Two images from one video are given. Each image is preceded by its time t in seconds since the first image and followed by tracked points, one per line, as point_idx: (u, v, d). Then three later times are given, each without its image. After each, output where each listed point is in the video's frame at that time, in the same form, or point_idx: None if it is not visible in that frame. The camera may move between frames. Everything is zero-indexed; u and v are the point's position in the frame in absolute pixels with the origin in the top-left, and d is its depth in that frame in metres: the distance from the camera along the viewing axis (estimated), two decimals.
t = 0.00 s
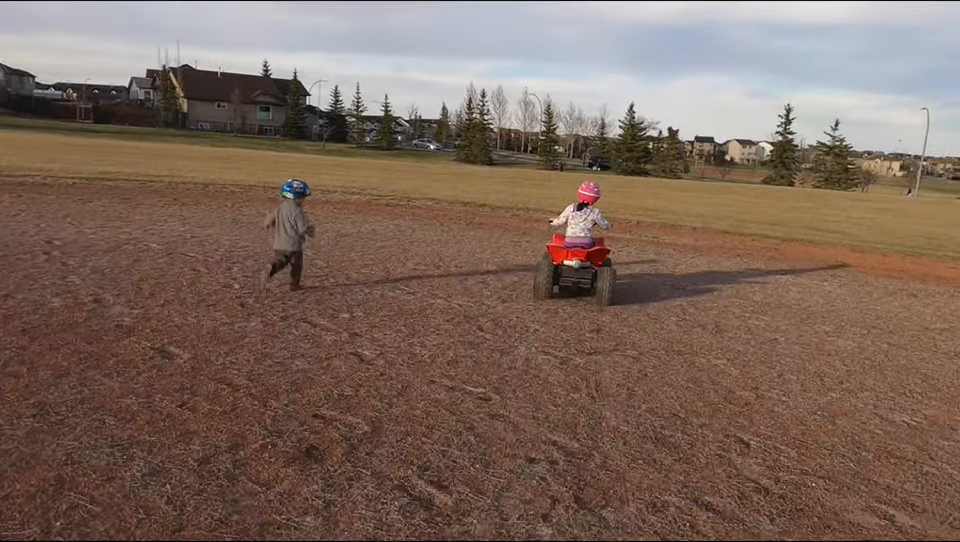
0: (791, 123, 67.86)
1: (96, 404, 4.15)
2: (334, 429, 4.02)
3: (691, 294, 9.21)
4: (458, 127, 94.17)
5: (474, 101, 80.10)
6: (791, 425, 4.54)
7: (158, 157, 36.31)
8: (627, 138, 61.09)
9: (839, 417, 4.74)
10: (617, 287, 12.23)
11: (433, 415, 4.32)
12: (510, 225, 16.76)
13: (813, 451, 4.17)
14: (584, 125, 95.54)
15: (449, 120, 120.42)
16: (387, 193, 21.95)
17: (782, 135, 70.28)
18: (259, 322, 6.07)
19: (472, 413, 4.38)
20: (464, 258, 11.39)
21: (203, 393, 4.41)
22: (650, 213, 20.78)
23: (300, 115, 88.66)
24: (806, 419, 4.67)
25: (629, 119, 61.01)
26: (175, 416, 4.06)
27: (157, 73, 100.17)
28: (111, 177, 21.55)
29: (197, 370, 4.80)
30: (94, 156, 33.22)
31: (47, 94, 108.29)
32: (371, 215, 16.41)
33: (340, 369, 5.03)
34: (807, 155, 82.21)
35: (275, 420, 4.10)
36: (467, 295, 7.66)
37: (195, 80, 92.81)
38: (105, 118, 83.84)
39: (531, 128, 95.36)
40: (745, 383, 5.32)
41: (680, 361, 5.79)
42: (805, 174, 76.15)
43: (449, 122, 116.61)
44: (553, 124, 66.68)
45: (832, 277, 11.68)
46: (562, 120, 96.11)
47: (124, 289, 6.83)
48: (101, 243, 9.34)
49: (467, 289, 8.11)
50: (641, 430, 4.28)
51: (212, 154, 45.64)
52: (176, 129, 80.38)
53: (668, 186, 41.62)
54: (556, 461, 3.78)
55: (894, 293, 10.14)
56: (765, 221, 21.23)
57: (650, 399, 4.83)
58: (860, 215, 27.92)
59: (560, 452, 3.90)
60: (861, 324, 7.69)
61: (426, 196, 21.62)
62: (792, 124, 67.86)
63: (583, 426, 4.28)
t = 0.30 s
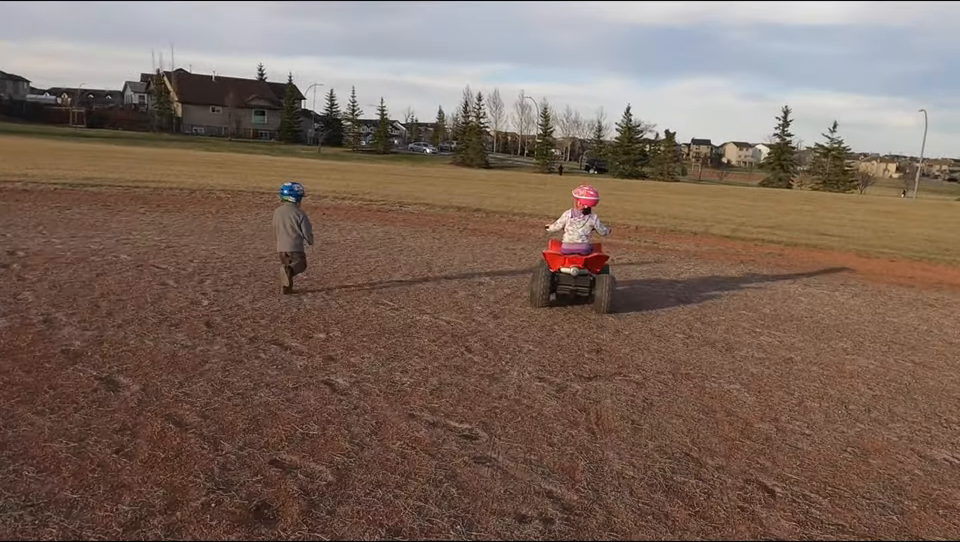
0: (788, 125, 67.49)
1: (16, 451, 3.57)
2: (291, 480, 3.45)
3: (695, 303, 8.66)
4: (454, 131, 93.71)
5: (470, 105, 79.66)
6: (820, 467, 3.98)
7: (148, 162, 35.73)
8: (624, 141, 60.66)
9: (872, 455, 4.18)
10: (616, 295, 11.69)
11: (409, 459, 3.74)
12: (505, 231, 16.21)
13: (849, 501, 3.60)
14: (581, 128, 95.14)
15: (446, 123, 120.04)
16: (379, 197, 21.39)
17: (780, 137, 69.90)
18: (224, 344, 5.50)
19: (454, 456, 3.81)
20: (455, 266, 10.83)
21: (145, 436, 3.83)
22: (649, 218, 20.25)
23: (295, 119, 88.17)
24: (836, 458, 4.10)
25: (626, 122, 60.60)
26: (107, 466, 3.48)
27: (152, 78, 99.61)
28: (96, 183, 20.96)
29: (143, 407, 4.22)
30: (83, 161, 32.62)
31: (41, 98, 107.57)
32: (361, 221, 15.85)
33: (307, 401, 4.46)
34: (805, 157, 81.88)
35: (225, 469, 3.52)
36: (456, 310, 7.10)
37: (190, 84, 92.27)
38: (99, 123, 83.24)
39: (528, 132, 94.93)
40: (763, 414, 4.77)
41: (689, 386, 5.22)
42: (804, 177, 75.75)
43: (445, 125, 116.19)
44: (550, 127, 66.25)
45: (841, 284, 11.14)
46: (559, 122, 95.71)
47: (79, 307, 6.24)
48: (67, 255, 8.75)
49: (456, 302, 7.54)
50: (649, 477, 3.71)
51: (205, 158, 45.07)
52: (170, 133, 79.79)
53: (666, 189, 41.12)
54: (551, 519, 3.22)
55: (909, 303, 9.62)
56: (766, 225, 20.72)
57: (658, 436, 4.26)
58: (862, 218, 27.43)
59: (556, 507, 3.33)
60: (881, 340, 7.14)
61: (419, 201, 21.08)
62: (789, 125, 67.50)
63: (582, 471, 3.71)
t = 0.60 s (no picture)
0: (790, 127, 67.01)
1: None
2: None
3: (704, 314, 8.11)
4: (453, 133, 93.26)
5: (469, 107, 79.23)
6: (859, 521, 3.44)
7: (142, 166, 35.26)
8: (624, 143, 60.20)
9: (917, 505, 3.65)
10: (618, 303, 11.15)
11: (382, 517, 3.21)
12: (503, 237, 15.71)
13: None
14: (580, 130, 94.67)
15: (445, 125, 119.61)
16: (375, 202, 20.90)
17: (781, 139, 69.41)
18: (187, 370, 4.97)
19: (435, 512, 3.27)
20: (450, 273, 10.29)
21: (76, 489, 3.31)
22: (651, 222, 19.73)
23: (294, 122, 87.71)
24: (876, 509, 3.57)
25: (626, 124, 60.14)
26: (22, 531, 2.95)
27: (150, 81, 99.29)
28: (84, 188, 20.48)
29: (81, 450, 3.69)
30: (75, 165, 32.15)
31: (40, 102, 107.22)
32: (354, 227, 15.32)
33: (270, 441, 3.93)
34: (806, 159, 81.39)
35: (162, 533, 2.99)
36: (446, 327, 6.55)
37: (188, 87, 91.90)
38: (97, 127, 82.82)
39: (528, 134, 94.48)
40: (787, 451, 4.23)
41: (702, 417, 4.69)
42: (805, 179, 75.24)
43: (444, 128, 115.77)
44: (549, 129, 65.79)
45: (855, 293, 10.59)
46: (558, 125, 95.26)
47: (34, 327, 5.72)
48: (35, 266, 8.24)
49: (447, 316, 7.02)
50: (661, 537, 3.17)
51: (201, 162, 44.64)
52: (167, 136, 79.37)
53: (667, 191, 40.59)
54: None
55: (928, 314, 9.09)
56: (772, 229, 20.17)
57: (670, 481, 3.73)
58: (868, 220, 26.87)
59: None
60: (906, 358, 6.61)
61: (415, 205, 20.55)
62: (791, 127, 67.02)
63: (583, 531, 3.18)
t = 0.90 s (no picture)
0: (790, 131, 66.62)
1: None
2: None
3: (715, 326, 7.54)
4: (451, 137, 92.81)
5: (467, 112, 78.82)
6: None
7: (135, 170, 34.68)
8: (623, 147, 59.77)
9: None
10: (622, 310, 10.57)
11: None
12: (501, 243, 15.14)
13: None
14: (579, 135, 94.24)
15: (443, 130, 119.24)
16: (369, 207, 20.34)
17: (781, 143, 69.01)
18: (141, 397, 4.40)
19: None
20: (443, 281, 9.71)
21: None
22: (654, 227, 19.18)
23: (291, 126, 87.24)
24: None
25: (625, 128, 59.71)
26: None
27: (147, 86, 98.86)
28: (70, 193, 19.91)
29: None
30: (67, 170, 31.58)
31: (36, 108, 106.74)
32: (346, 234, 14.74)
33: (224, 487, 3.36)
34: (806, 163, 81.01)
35: None
36: (437, 344, 5.97)
37: (185, 91, 91.43)
38: (93, 132, 82.31)
39: (526, 138, 94.08)
40: (826, 496, 3.66)
41: (725, 452, 4.12)
42: (805, 183, 74.83)
43: (442, 132, 115.37)
44: (548, 133, 65.34)
45: (871, 302, 10.02)
46: (557, 129, 94.84)
47: None
48: None
49: (438, 331, 6.45)
50: None
51: (195, 166, 44.12)
52: (164, 141, 78.83)
53: (668, 196, 40.12)
54: None
55: (953, 326, 8.53)
56: (776, 234, 19.62)
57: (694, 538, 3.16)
58: (873, 225, 26.34)
59: None
60: (940, 378, 6.05)
61: (410, 210, 19.99)
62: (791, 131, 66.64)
63: None
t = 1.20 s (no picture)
0: (791, 130, 66.15)
1: None
2: None
3: (725, 338, 7.00)
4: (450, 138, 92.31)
5: (466, 112, 78.35)
6: None
7: (128, 172, 34.20)
8: (623, 147, 59.28)
9: None
10: (624, 314, 10.05)
11: None
12: (497, 246, 14.61)
13: None
14: (579, 134, 93.74)
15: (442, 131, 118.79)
16: (363, 209, 19.82)
17: (782, 143, 68.56)
18: (82, 431, 3.87)
19: None
20: (435, 287, 9.20)
21: None
22: (656, 229, 18.66)
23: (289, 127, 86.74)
24: None
25: (625, 127, 59.23)
26: None
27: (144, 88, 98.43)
28: (56, 196, 19.38)
29: None
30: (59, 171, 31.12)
31: (34, 109, 106.30)
32: (337, 237, 14.23)
33: None
34: (807, 162, 80.50)
35: None
36: (423, 364, 5.44)
37: (182, 92, 90.97)
38: (90, 133, 81.86)
39: (526, 138, 93.58)
40: None
41: (748, 496, 3.58)
42: (807, 182, 74.34)
43: (442, 132, 114.97)
44: (547, 133, 64.83)
45: (888, 309, 9.49)
46: (556, 128, 94.38)
47: None
48: None
49: (426, 348, 5.91)
50: None
51: (190, 167, 43.67)
52: (161, 142, 78.34)
53: (669, 196, 39.62)
54: None
55: None
56: (782, 235, 19.09)
57: None
58: (878, 225, 25.80)
59: None
60: None
61: (405, 212, 19.48)
62: (792, 130, 66.19)
63: None
